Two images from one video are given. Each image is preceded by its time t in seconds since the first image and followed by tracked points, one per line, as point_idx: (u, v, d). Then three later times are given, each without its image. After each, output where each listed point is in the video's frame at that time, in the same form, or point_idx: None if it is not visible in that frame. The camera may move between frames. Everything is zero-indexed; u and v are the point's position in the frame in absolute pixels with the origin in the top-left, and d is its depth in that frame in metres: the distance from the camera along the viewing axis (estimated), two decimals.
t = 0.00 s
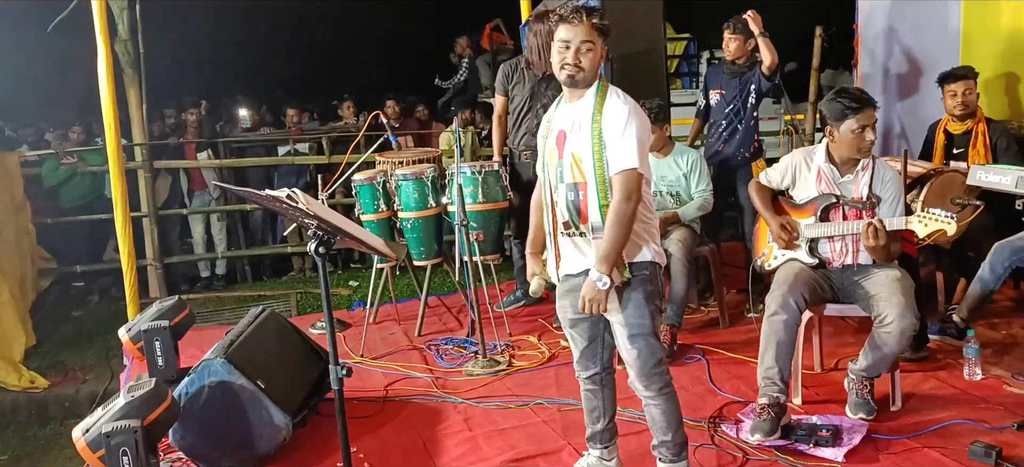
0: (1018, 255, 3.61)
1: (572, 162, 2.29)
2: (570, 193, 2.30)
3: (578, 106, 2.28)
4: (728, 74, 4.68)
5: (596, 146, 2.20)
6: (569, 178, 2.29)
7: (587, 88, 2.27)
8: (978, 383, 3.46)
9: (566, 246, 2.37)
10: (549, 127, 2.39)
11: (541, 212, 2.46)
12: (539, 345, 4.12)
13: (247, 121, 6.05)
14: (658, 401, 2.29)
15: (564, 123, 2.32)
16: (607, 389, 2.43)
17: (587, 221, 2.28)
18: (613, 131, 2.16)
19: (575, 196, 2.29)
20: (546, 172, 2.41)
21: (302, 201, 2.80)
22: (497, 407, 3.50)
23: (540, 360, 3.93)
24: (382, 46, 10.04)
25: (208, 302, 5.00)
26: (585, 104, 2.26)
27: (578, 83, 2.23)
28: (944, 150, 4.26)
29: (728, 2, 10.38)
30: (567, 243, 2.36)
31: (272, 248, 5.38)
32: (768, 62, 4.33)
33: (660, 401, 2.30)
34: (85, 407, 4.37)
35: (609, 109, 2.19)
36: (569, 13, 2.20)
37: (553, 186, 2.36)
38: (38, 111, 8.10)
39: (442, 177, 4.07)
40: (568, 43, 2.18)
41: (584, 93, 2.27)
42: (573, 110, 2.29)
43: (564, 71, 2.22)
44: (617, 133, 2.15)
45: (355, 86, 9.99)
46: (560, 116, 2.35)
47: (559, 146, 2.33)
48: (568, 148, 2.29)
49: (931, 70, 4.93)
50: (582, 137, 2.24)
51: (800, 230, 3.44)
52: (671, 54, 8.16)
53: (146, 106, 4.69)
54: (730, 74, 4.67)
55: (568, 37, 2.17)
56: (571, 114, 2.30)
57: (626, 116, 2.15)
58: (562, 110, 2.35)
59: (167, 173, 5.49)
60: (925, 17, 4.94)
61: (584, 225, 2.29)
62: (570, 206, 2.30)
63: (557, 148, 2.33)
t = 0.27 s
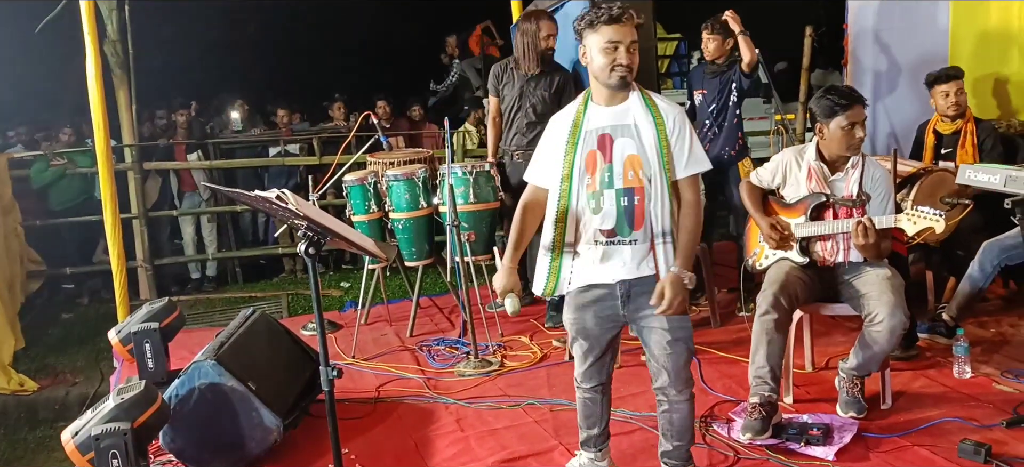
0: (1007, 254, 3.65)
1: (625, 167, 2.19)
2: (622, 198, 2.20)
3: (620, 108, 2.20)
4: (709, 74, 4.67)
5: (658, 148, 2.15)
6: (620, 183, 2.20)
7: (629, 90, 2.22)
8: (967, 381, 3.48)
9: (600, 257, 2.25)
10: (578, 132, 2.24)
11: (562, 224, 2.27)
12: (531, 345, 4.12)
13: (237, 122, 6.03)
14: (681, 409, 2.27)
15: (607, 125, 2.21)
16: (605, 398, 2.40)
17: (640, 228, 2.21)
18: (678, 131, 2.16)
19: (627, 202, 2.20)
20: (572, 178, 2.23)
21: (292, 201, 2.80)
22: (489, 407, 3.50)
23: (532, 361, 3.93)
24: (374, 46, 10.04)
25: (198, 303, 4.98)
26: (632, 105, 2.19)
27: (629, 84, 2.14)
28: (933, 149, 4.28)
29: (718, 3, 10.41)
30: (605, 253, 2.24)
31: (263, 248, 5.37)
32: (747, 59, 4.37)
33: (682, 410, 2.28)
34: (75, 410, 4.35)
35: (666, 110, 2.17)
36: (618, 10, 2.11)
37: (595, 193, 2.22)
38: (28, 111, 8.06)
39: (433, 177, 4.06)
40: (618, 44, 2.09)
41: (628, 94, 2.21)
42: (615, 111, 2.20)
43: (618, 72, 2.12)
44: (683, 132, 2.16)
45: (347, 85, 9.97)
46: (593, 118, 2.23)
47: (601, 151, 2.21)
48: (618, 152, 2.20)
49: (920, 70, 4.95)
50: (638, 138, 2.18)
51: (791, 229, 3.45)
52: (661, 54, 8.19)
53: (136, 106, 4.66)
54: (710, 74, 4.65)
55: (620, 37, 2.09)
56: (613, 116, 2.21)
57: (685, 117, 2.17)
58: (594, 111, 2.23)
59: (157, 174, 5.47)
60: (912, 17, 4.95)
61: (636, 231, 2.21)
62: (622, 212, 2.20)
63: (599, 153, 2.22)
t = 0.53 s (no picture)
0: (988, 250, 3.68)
1: (660, 156, 2.18)
2: (659, 189, 2.19)
3: (648, 97, 2.20)
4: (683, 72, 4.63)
5: (692, 135, 2.18)
6: (657, 174, 2.18)
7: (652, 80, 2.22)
8: (949, 377, 3.50)
9: (635, 252, 2.20)
10: (608, 123, 2.17)
11: (602, 220, 2.16)
12: (516, 343, 4.12)
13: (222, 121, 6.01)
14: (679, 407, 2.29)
15: (638, 114, 2.18)
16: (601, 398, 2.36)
17: (676, 220, 2.21)
18: (704, 120, 2.23)
19: (664, 193, 2.19)
20: (607, 170, 2.15)
21: (275, 200, 2.79)
22: (474, 405, 3.50)
23: (517, 359, 3.93)
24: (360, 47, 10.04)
25: (182, 303, 4.95)
26: (659, 94, 2.20)
27: (660, 71, 2.12)
28: (915, 147, 4.31)
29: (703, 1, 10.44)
30: (643, 247, 2.20)
31: (248, 247, 5.34)
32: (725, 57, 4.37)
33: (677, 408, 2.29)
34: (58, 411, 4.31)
35: (690, 99, 2.22)
36: None
37: (631, 185, 2.18)
38: (11, 110, 7.99)
39: (418, 176, 4.06)
40: (650, 29, 2.07)
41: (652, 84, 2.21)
42: (643, 101, 2.19)
43: (654, 56, 2.08)
44: (707, 122, 2.24)
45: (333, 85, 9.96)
46: (621, 108, 2.19)
47: (635, 141, 2.18)
48: (652, 142, 2.18)
49: (903, 68, 4.99)
50: (670, 127, 2.19)
51: (775, 227, 3.43)
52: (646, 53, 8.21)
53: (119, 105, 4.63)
54: (685, 72, 4.62)
55: (652, 23, 2.07)
56: (642, 106, 2.19)
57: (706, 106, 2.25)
58: (623, 101, 2.19)
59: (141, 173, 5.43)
60: (895, 15, 5.00)
61: (672, 222, 2.21)
62: (659, 203, 2.18)
63: (633, 143, 2.17)
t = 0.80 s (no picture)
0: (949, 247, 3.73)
1: (657, 161, 2.15)
2: (657, 194, 2.15)
3: (642, 102, 2.16)
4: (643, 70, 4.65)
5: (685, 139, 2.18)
6: (655, 178, 2.14)
7: (641, 83, 2.18)
8: (912, 372, 3.55)
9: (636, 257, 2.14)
10: (611, 126, 2.08)
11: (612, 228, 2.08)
12: (485, 342, 4.13)
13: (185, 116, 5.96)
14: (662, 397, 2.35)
15: (636, 118, 2.13)
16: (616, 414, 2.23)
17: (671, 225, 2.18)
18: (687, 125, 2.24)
19: (663, 198, 2.15)
20: (613, 172, 2.07)
21: (240, 199, 2.76)
22: (443, 404, 3.49)
23: (486, 357, 3.93)
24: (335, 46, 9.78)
25: (149, 303, 4.89)
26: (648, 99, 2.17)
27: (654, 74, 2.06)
28: (879, 147, 4.35)
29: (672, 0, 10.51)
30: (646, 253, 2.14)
31: (216, 247, 5.29)
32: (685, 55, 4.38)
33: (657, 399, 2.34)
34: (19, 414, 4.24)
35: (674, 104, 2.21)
36: None
37: (632, 190, 2.11)
38: None
39: (387, 174, 4.04)
40: (641, 32, 1.99)
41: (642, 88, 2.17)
42: (639, 105, 2.14)
43: (648, 60, 2.01)
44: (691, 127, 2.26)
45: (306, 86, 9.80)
46: (620, 111, 2.11)
47: (635, 146, 2.11)
48: (650, 146, 2.14)
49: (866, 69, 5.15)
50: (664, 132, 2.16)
51: (742, 225, 3.43)
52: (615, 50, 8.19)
53: (83, 103, 4.56)
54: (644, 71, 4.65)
55: (645, 26, 1.99)
56: (638, 110, 2.14)
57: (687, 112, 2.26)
58: (620, 104, 2.12)
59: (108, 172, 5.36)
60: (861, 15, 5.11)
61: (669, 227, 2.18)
62: (658, 207, 2.14)
63: (633, 147, 2.11)
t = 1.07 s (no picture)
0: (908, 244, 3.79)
1: (644, 162, 2.06)
2: (644, 195, 2.06)
3: (627, 99, 2.05)
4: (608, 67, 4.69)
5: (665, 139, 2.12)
6: (643, 180, 2.06)
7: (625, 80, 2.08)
8: (874, 367, 3.61)
9: (623, 261, 2.06)
10: (601, 126, 1.96)
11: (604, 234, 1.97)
12: (453, 342, 4.12)
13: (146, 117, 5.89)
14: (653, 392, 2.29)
15: (624, 117, 2.02)
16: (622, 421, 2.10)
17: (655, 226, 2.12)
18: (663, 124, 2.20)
19: (649, 199, 2.08)
20: (605, 175, 1.95)
21: (201, 201, 2.73)
22: (410, 405, 3.48)
23: (453, 358, 3.93)
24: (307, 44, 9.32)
25: (112, 307, 4.82)
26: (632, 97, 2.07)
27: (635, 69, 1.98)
28: (839, 145, 4.43)
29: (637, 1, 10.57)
30: (632, 257, 2.06)
31: (180, 249, 5.23)
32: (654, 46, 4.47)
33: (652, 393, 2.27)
34: None
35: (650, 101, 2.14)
36: None
37: (621, 193, 2.01)
38: None
39: (352, 175, 4.02)
40: (616, 29, 1.92)
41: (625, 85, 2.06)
42: (626, 103, 2.03)
43: (625, 57, 1.94)
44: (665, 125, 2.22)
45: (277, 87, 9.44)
46: (609, 110, 1.99)
47: (625, 146, 2.00)
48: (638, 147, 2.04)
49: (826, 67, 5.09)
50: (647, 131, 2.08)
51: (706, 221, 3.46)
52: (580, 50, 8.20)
53: (42, 104, 4.49)
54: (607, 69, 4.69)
55: (619, 22, 1.93)
56: (625, 108, 2.03)
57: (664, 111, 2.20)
58: (609, 102, 1.99)
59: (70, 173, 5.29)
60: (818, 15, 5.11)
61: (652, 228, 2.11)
62: (645, 209, 2.07)
63: (623, 148, 2.00)
